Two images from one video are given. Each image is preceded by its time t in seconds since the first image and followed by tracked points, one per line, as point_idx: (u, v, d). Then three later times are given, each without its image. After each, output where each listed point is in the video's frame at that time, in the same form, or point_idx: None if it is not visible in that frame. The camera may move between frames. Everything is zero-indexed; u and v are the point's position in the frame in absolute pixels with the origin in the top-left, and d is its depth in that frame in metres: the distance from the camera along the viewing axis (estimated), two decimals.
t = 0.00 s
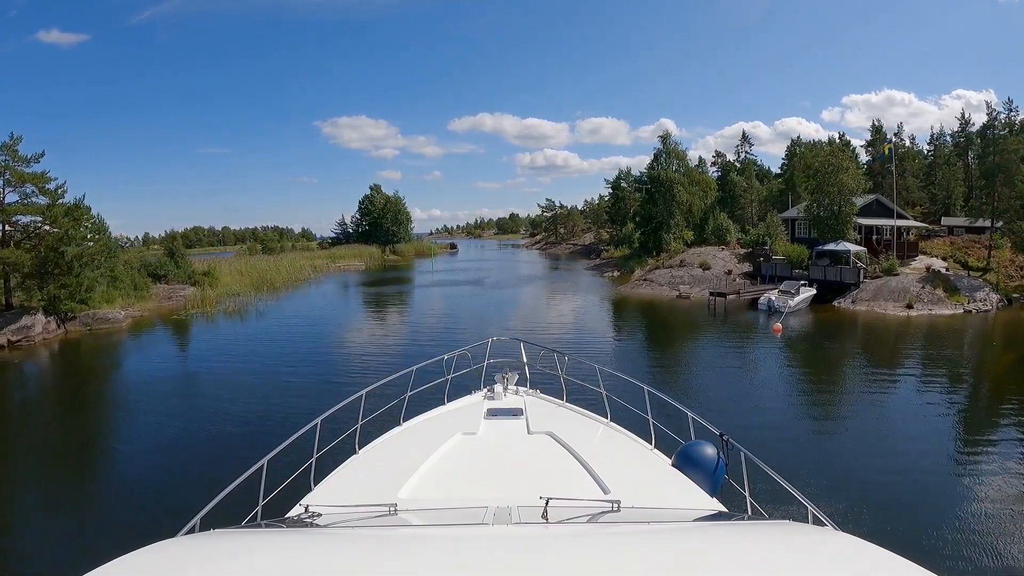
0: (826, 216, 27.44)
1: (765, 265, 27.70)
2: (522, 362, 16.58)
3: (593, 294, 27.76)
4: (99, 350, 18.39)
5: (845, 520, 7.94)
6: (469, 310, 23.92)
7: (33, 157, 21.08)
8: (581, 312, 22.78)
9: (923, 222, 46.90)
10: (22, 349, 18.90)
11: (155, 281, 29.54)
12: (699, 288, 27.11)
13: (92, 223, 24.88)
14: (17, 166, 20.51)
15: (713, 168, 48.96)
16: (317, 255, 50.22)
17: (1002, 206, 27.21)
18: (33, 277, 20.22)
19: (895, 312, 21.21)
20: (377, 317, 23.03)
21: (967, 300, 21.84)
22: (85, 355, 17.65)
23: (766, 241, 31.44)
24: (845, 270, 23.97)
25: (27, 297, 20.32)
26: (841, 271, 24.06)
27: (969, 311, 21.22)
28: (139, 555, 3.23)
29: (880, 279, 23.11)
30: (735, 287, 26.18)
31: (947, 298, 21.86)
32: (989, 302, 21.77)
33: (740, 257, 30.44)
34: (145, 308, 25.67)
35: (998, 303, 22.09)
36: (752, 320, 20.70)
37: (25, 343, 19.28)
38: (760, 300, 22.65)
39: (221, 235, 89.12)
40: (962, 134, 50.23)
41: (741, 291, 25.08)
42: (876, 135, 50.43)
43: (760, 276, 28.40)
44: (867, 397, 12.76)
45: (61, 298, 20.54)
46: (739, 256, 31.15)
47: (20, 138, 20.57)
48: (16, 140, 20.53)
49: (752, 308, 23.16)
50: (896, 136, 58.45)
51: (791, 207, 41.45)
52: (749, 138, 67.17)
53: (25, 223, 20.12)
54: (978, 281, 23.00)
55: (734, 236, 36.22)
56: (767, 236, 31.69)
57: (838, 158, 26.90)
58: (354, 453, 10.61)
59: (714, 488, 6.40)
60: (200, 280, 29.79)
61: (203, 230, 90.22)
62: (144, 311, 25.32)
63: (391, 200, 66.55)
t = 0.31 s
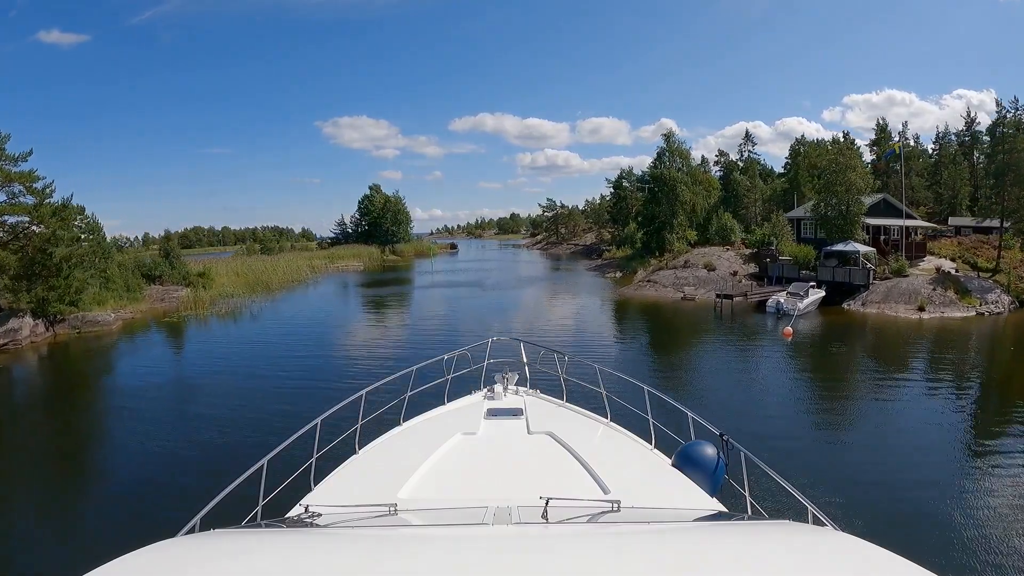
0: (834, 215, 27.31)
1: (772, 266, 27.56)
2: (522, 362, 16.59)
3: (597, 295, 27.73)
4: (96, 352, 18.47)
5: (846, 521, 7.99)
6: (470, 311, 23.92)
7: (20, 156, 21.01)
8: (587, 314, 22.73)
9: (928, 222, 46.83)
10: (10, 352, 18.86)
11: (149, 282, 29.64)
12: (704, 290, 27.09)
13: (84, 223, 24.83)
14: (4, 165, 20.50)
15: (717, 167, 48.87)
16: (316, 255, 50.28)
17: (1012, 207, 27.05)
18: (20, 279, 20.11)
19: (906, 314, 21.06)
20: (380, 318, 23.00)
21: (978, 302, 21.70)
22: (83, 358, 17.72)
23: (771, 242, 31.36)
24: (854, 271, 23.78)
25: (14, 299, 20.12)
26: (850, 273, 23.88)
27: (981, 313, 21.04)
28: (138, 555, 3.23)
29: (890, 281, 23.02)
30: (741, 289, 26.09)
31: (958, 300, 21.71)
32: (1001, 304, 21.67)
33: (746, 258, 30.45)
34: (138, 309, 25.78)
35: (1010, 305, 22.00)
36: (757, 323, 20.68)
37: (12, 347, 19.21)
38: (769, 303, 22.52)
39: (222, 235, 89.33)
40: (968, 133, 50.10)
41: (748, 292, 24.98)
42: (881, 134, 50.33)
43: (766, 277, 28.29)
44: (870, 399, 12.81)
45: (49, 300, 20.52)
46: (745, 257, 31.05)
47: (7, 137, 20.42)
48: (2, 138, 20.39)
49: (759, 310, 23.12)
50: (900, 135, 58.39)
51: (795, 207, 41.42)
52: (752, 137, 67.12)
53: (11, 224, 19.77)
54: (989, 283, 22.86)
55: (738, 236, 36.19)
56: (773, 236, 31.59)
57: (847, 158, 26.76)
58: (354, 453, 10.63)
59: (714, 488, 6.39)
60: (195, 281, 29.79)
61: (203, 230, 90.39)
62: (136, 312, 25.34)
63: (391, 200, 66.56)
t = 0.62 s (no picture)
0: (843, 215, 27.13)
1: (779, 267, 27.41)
2: (522, 362, 16.61)
3: (603, 297, 27.66)
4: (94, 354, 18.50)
5: (847, 522, 8.08)
6: (473, 313, 23.94)
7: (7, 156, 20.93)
8: (593, 316, 22.65)
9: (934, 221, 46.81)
10: None
11: (143, 283, 29.37)
12: (710, 292, 27.06)
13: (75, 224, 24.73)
14: None
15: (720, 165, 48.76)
16: (315, 255, 50.31)
17: None
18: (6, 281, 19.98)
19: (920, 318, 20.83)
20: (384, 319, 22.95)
21: (993, 305, 21.44)
22: (83, 360, 17.78)
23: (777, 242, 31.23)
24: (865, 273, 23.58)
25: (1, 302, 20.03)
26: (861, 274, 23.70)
27: (995, 317, 20.84)
28: (139, 555, 3.24)
29: (901, 283, 22.86)
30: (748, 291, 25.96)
31: (972, 303, 21.45)
32: (1016, 306, 21.40)
33: (752, 259, 30.41)
34: (128, 311, 25.71)
35: None
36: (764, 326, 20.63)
37: None
38: (779, 305, 22.40)
39: (221, 235, 89.38)
40: (974, 132, 50.01)
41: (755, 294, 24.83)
42: (886, 133, 50.26)
43: (773, 278, 28.15)
44: (871, 401, 12.89)
45: (36, 303, 20.40)
46: (751, 258, 30.93)
47: None
48: None
49: (767, 313, 23.03)
50: (906, 134, 58.33)
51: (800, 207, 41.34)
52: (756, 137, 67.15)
53: None
54: (1002, 284, 22.61)
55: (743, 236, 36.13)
56: (780, 236, 31.48)
57: (856, 157, 26.56)
58: (355, 453, 10.65)
59: (714, 487, 6.39)
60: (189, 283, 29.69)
61: (203, 230, 90.47)
62: (126, 315, 25.24)
63: (391, 200, 66.60)
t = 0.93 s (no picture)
0: (852, 215, 26.99)
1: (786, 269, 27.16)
2: (522, 362, 16.61)
3: (608, 299, 27.47)
4: (93, 356, 18.52)
5: (846, 522, 8.14)
6: (476, 313, 23.90)
7: None
8: (598, 318, 22.50)
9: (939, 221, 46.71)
10: None
11: (136, 284, 29.18)
12: (715, 294, 26.92)
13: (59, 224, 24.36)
14: None
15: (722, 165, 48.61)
16: (314, 255, 50.33)
17: None
18: None
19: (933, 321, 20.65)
20: (386, 320, 22.86)
21: (1005, 307, 21.38)
22: (80, 362, 17.80)
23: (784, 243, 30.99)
24: (876, 274, 23.41)
25: None
26: (871, 276, 23.52)
27: (1009, 319, 20.69)
28: (139, 555, 3.23)
29: (912, 284, 22.71)
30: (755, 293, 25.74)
31: (985, 306, 21.34)
32: None
33: (758, 260, 30.33)
34: (121, 313, 25.56)
35: None
36: (771, 330, 20.45)
37: None
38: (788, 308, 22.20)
39: (221, 235, 89.42)
40: (980, 131, 49.88)
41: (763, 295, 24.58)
42: (891, 133, 50.17)
43: (780, 279, 27.90)
44: (870, 403, 12.96)
45: (23, 305, 20.00)
46: (757, 260, 30.73)
47: None
48: None
49: (776, 317, 22.75)
50: (910, 134, 58.21)
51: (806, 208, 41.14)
52: (759, 136, 67.10)
53: None
54: (1014, 287, 22.56)
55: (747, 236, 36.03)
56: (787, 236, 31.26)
57: (865, 156, 26.37)
58: (354, 453, 10.66)
59: (714, 488, 6.39)
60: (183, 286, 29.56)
61: (203, 230, 90.50)
62: (117, 317, 25.06)
63: (390, 200, 66.58)
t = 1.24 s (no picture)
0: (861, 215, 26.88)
1: (794, 270, 26.90)
2: (522, 362, 16.60)
3: (613, 301, 27.24)
4: (91, 358, 18.56)
5: (847, 522, 8.16)
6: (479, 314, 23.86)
7: None
8: (604, 321, 22.29)
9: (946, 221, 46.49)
10: None
11: (130, 284, 28.85)
12: (721, 296, 26.71)
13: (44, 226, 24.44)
14: None
15: (726, 165, 48.50)
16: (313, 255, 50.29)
17: None
18: None
19: (948, 325, 20.31)
20: (386, 321, 22.91)
21: (1018, 310, 21.13)
22: (79, 364, 17.82)
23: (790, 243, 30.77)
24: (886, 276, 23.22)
25: None
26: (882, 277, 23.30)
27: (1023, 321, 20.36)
28: (139, 555, 3.24)
29: (924, 286, 22.44)
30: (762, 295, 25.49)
31: (998, 308, 20.95)
32: None
33: (765, 261, 30.26)
34: (111, 315, 25.37)
35: None
36: (779, 333, 20.25)
37: None
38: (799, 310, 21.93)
39: (221, 235, 89.41)
40: (986, 130, 49.65)
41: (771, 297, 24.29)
42: (896, 132, 49.97)
43: (788, 281, 27.64)
44: (872, 402, 12.96)
45: (11, 308, 19.58)
46: (763, 261, 30.53)
47: None
48: None
49: (786, 320, 22.55)
50: (915, 133, 58.00)
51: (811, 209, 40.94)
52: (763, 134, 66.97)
53: None
54: None
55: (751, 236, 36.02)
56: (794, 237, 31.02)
57: (873, 155, 26.27)
58: (354, 453, 10.66)
59: (714, 488, 6.39)
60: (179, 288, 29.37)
61: (203, 230, 90.53)
62: (108, 319, 24.85)
63: (390, 199, 66.49)
